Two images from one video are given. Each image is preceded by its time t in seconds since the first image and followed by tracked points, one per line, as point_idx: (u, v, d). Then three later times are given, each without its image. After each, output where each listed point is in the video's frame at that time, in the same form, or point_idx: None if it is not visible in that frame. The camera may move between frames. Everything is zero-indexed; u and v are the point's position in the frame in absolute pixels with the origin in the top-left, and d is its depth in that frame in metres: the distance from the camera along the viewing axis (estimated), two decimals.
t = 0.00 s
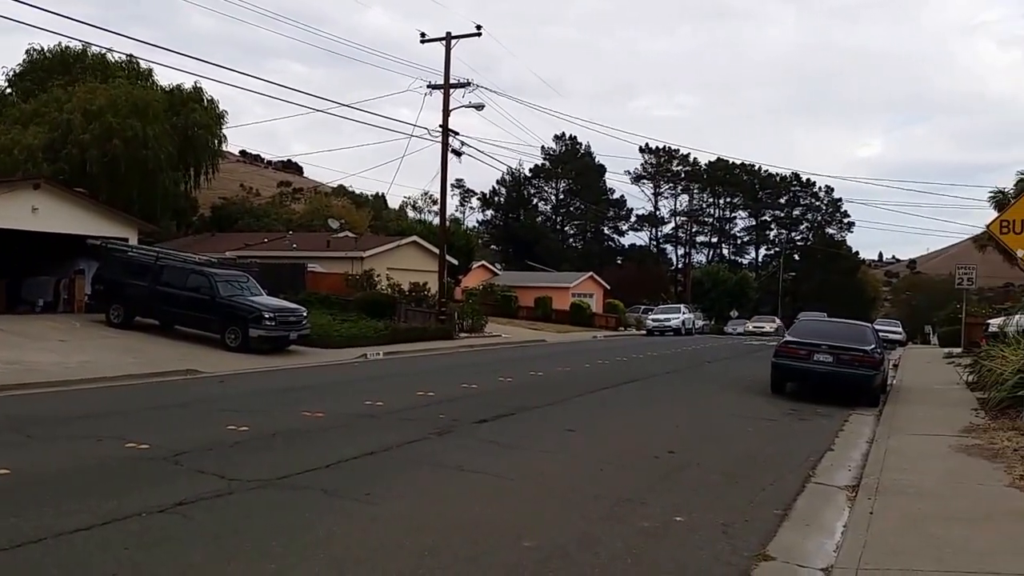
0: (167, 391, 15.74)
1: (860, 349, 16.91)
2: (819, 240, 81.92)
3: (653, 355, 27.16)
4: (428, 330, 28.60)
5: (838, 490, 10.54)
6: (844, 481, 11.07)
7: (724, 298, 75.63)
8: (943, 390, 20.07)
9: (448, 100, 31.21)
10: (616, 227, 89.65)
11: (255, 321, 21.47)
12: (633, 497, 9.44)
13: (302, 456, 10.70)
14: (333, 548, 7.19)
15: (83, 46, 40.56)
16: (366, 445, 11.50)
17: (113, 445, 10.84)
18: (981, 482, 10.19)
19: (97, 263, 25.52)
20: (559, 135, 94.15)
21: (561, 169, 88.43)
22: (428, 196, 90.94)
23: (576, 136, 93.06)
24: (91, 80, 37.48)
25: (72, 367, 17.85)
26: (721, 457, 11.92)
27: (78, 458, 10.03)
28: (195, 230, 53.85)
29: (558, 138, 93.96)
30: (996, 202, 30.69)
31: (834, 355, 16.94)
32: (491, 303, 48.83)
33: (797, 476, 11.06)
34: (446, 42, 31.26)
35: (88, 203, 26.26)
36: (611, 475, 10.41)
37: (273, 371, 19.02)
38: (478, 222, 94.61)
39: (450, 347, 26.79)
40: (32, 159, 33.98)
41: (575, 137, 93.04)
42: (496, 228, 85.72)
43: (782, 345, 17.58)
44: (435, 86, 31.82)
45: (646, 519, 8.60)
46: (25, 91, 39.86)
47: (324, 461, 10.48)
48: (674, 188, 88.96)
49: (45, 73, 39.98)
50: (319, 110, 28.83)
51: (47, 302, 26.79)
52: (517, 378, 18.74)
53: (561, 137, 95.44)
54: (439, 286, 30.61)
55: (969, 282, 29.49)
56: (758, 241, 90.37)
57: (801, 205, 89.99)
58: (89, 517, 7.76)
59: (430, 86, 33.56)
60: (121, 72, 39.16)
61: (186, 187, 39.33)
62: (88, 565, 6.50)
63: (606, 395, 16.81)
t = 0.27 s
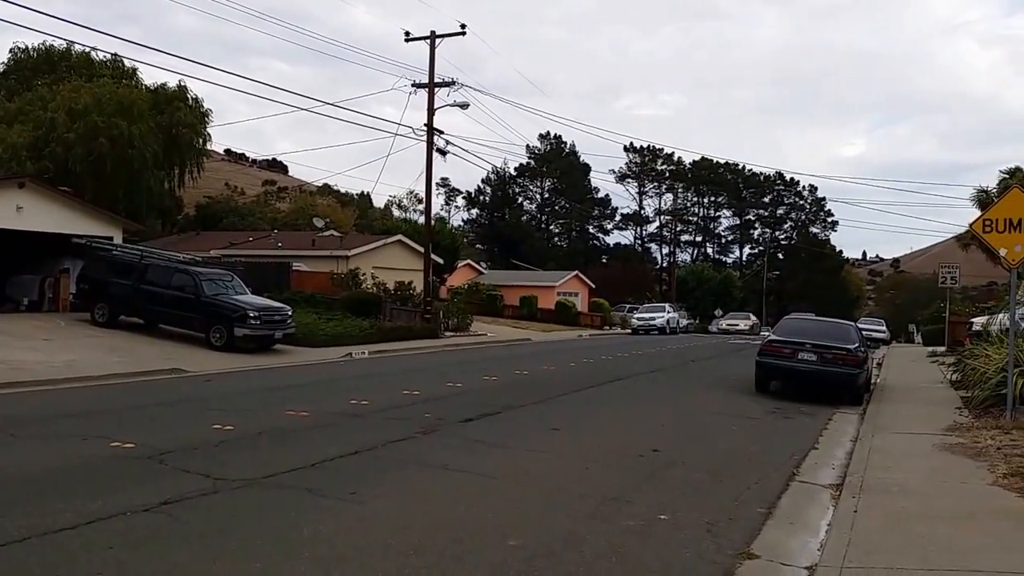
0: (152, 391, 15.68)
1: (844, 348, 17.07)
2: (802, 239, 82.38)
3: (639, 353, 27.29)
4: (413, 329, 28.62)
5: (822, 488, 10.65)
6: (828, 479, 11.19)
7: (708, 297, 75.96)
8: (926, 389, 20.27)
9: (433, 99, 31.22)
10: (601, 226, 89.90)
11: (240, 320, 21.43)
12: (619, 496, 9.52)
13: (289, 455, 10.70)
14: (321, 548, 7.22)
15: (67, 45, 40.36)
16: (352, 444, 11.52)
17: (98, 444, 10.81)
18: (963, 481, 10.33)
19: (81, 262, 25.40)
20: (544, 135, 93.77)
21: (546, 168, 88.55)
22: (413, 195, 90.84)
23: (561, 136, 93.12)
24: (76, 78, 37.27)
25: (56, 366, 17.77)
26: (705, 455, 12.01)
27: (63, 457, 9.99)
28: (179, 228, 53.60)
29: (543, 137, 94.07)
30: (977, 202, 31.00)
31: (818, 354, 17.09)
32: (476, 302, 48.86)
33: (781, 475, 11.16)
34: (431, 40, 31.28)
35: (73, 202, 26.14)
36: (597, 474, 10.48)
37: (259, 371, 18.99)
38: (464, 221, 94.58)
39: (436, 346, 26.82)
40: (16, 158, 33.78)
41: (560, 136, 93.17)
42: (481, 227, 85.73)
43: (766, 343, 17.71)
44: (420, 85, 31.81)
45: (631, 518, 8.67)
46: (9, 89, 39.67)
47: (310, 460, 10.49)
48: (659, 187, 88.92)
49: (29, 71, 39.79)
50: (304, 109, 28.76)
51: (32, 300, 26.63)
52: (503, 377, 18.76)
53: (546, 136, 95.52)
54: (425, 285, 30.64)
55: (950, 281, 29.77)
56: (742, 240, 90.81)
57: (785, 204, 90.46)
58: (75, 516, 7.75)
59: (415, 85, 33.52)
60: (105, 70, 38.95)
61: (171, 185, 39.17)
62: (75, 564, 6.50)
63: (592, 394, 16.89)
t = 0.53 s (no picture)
0: (143, 391, 15.62)
1: (834, 347, 17.12)
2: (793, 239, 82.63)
3: (631, 353, 27.32)
4: (405, 329, 28.59)
5: (813, 487, 10.68)
6: (819, 479, 11.22)
7: (699, 297, 76.12)
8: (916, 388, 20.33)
9: (425, 99, 31.18)
10: (592, 226, 90.00)
11: (231, 320, 21.39)
12: (612, 496, 9.53)
13: (280, 455, 10.68)
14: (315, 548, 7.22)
15: (58, 44, 40.25)
16: (345, 444, 11.50)
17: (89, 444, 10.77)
18: (953, 480, 10.38)
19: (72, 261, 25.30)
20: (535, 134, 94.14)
21: (538, 168, 88.57)
22: (405, 194, 90.76)
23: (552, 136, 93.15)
24: (67, 78, 37.14)
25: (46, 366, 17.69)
26: (697, 455, 12.03)
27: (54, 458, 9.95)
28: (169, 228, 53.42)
29: (534, 137, 94.09)
30: (967, 201, 31.11)
31: (809, 353, 17.14)
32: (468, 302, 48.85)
33: (773, 474, 11.19)
34: (422, 40, 31.25)
35: (65, 202, 26.04)
36: (590, 474, 10.49)
37: (251, 371, 18.95)
38: (456, 221, 94.55)
39: (428, 346, 26.81)
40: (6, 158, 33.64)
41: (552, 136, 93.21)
42: (473, 226, 85.69)
43: (757, 343, 17.76)
44: (411, 84, 31.78)
45: (623, 518, 8.68)
46: None
47: (302, 460, 10.47)
48: (650, 187, 88.64)
49: (20, 70, 39.66)
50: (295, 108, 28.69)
51: (23, 300, 26.47)
52: (495, 377, 18.76)
53: (537, 135, 95.50)
54: (417, 285, 30.62)
55: (940, 281, 29.89)
56: (733, 240, 91.06)
57: (776, 204, 90.72)
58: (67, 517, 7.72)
59: (405, 85, 33.45)
60: (95, 69, 38.79)
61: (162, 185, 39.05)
62: (65, 565, 6.47)
63: (584, 393, 16.91)
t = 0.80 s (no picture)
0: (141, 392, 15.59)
1: (832, 348, 17.12)
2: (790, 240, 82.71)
3: (629, 353, 27.32)
4: (404, 329, 28.59)
5: (812, 488, 10.67)
6: (818, 479, 11.22)
7: (697, 297, 76.15)
8: (914, 388, 20.34)
9: (423, 99, 31.17)
10: (591, 226, 90.04)
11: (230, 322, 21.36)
12: (612, 496, 9.51)
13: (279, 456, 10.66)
14: (314, 548, 7.21)
15: (56, 45, 40.32)
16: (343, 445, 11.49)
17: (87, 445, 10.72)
18: (951, 480, 10.37)
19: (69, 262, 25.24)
20: (533, 135, 94.17)
21: (536, 168, 88.55)
22: (403, 195, 90.71)
23: (550, 136, 93.14)
24: (65, 77, 37.09)
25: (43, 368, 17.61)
26: (695, 455, 12.03)
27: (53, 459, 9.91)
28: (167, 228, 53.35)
29: (532, 137, 94.07)
30: (964, 201, 31.15)
31: (807, 353, 17.15)
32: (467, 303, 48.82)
33: (772, 474, 11.20)
34: (421, 39, 31.21)
35: (61, 202, 26.00)
36: (590, 474, 10.48)
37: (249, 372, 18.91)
38: (454, 222, 94.49)
39: (427, 346, 26.80)
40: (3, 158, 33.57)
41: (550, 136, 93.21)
42: (471, 227, 85.65)
43: (755, 343, 17.78)
44: (410, 84, 31.75)
45: (622, 518, 8.67)
46: None
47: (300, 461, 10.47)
48: (648, 188, 88.67)
49: (17, 70, 39.64)
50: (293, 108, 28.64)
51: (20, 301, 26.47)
52: (493, 377, 18.76)
53: (535, 136, 95.50)
54: (415, 285, 30.61)
55: (937, 281, 29.93)
56: (731, 240, 91.16)
57: (773, 204, 90.82)
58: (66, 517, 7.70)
59: (404, 85, 33.47)
60: (93, 69, 38.74)
61: (160, 185, 39.02)
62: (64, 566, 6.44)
63: (582, 394, 16.91)
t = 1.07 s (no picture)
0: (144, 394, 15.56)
1: (836, 348, 17.05)
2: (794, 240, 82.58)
3: (633, 354, 27.26)
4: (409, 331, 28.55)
5: (816, 488, 10.62)
6: (822, 479, 11.16)
7: (701, 297, 76.04)
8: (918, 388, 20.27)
9: (427, 100, 31.14)
10: (595, 227, 89.96)
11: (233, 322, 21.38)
12: (615, 496, 9.47)
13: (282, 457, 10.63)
14: (313, 549, 7.18)
15: (58, 46, 40.38)
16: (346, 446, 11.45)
17: (90, 448, 10.69)
18: (955, 480, 10.31)
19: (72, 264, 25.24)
20: (537, 135, 94.11)
21: (540, 169, 88.49)
22: (407, 195, 90.72)
23: (554, 136, 93.07)
24: (67, 78, 37.13)
25: (47, 369, 17.60)
26: (699, 455, 11.98)
27: (55, 461, 9.89)
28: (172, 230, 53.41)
29: (536, 138, 94.02)
30: (967, 201, 31.04)
31: (810, 353, 17.08)
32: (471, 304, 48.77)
33: (775, 475, 11.15)
34: (424, 40, 31.19)
35: (63, 203, 26.03)
36: (592, 475, 10.44)
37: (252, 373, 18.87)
38: (458, 223, 94.50)
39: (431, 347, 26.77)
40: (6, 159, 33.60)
41: (554, 137, 93.17)
42: (475, 227, 85.61)
43: (759, 343, 17.72)
44: (413, 85, 31.73)
45: (625, 519, 8.63)
46: None
47: (304, 462, 10.44)
48: (652, 188, 88.58)
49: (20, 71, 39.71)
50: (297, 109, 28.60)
51: (23, 302, 26.51)
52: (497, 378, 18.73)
53: (538, 137, 95.44)
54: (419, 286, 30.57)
55: (941, 281, 29.82)
56: (735, 240, 91.08)
57: (777, 205, 90.71)
58: (66, 520, 7.67)
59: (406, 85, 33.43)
60: (96, 70, 38.77)
61: (162, 186, 39.07)
62: (63, 568, 6.42)
63: (585, 394, 16.87)
